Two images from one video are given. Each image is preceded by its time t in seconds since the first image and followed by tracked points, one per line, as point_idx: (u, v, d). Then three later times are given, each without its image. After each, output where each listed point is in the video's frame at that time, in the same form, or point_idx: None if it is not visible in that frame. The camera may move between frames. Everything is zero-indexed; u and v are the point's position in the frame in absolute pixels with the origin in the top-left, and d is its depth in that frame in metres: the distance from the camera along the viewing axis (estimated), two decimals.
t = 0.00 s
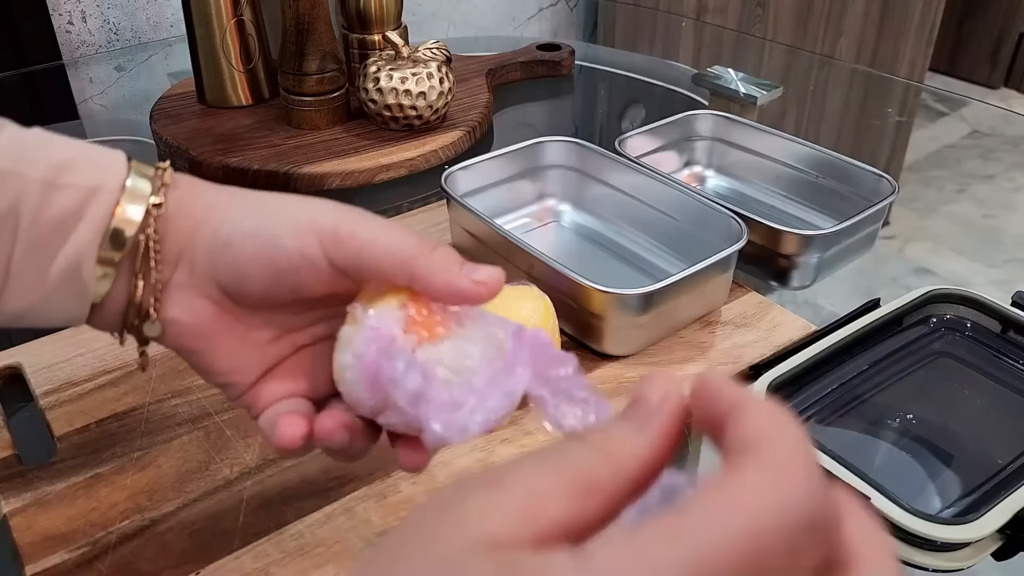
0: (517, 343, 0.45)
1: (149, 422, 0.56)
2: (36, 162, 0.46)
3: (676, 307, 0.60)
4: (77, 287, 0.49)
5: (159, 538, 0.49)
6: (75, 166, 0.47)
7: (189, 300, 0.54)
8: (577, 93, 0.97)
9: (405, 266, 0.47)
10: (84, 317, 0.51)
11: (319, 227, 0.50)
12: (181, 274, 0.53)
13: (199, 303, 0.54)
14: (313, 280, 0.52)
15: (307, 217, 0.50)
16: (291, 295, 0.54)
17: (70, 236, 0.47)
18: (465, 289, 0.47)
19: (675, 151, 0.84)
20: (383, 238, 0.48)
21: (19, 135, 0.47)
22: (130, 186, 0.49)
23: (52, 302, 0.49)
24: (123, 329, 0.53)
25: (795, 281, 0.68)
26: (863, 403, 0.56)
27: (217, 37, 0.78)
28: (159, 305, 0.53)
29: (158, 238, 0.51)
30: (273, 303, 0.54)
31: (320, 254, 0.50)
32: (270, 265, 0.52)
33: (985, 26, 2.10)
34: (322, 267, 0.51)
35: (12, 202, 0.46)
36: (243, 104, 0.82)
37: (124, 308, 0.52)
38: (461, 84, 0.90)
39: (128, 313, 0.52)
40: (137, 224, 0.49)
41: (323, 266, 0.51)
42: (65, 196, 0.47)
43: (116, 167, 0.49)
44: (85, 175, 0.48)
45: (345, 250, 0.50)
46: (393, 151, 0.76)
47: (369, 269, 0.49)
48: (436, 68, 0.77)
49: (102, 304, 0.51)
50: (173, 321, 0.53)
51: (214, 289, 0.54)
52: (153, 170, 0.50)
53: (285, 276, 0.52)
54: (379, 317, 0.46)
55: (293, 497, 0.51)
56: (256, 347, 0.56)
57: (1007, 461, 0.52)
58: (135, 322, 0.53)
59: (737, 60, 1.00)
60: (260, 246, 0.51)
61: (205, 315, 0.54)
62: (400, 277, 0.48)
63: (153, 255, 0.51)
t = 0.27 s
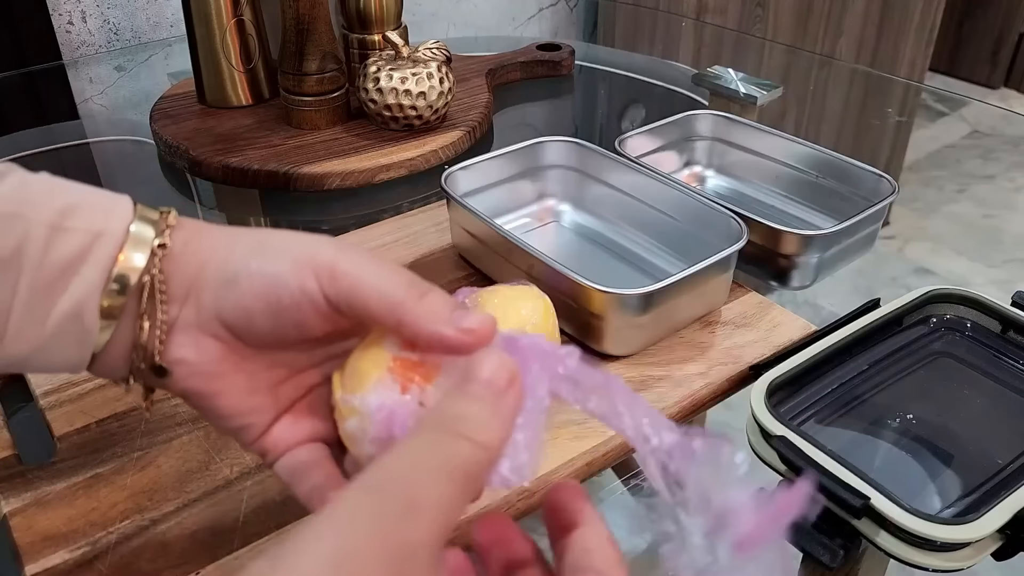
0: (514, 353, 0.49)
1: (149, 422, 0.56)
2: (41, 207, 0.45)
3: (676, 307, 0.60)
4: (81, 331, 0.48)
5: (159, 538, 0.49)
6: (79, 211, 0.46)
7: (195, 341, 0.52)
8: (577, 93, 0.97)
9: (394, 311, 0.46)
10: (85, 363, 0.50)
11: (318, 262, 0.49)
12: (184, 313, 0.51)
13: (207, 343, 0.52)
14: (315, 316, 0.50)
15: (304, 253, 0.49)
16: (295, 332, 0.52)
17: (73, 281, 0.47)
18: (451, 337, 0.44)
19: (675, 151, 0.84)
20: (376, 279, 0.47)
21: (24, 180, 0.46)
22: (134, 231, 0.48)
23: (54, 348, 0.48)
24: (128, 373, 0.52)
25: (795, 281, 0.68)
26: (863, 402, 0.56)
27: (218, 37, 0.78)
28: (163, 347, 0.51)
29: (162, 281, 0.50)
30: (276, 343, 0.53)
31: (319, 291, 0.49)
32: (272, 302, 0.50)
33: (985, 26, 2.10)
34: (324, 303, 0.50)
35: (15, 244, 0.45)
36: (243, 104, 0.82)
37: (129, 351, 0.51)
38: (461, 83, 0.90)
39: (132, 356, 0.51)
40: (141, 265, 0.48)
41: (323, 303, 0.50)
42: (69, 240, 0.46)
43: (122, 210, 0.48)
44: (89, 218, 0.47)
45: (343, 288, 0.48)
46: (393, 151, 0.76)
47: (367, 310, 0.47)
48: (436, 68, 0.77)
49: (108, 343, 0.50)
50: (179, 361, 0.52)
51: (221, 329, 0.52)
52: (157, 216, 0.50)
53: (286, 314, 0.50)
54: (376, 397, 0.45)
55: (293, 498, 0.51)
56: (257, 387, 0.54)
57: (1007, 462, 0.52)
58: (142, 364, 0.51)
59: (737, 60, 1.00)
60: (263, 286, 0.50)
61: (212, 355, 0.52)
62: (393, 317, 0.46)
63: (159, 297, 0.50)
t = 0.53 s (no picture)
0: (511, 363, 0.49)
1: (149, 422, 0.56)
2: (43, 220, 0.45)
3: (676, 307, 0.60)
4: (85, 345, 0.47)
5: (159, 538, 0.49)
6: (82, 223, 0.46)
7: (211, 351, 0.53)
8: (577, 93, 0.97)
9: (419, 302, 0.49)
10: (88, 378, 0.49)
11: (334, 267, 0.51)
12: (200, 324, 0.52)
13: (222, 352, 0.53)
14: (334, 321, 0.53)
15: (319, 259, 0.52)
16: (311, 333, 0.54)
17: (76, 293, 0.46)
18: (479, 315, 0.50)
19: (675, 151, 0.84)
20: (397, 279, 0.50)
21: (27, 193, 0.46)
22: (138, 245, 0.48)
23: (58, 362, 0.47)
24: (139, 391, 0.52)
25: (795, 281, 0.68)
26: (863, 402, 0.56)
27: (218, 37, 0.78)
28: (180, 358, 0.51)
29: (172, 291, 0.50)
30: (292, 346, 0.55)
31: (338, 294, 0.51)
32: (291, 306, 0.52)
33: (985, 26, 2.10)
34: (342, 306, 0.52)
35: (17, 257, 0.45)
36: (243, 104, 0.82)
37: (141, 362, 0.50)
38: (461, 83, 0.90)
39: (143, 369, 0.51)
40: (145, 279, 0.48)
41: (341, 308, 0.52)
42: (71, 252, 0.46)
43: (124, 223, 0.48)
44: (92, 232, 0.46)
45: (363, 291, 0.51)
46: (393, 151, 0.76)
47: (386, 307, 0.50)
48: (436, 68, 0.77)
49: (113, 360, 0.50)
50: (198, 371, 0.52)
51: (234, 335, 0.53)
52: (161, 230, 0.50)
53: (305, 318, 0.52)
54: (388, 367, 0.48)
55: (293, 498, 0.52)
56: (273, 389, 0.55)
57: (1007, 462, 0.52)
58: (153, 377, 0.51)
59: (737, 60, 1.00)
60: (279, 289, 0.51)
61: (229, 363, 0.53)
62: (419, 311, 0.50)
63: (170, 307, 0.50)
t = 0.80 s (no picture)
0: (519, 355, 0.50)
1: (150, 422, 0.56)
2: (42, 242, 0.45)
3: (676, 306, 0.60)
4: (82, 367, 0.47)
5: (159, 538, 0.49)
6: (82, 245, 0.46)
7: (217, 375, 0.53)
8: (577, 93, 0.97)
9: (433, 311, 0.50)
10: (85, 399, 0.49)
11: (341, 289, 0.51)
12: (205, 348, 0.52)
13: (228, 376, 0.54)
14: (342, 343, 0.53)
15: (327, 280, 0.52)
16: (319, 355, 0.54)
17: (75, 316, 0.46)
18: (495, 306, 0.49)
19: (675, 151, 0.84)
20: (406, 294, 0.50)
21: (29, 214, 0.46)
22: (138, 268, 0.48)
23: (55, 386, 0.47)
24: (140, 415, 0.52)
25: (795, 281, 0.68)
26: (863, 403, 0.56)
27: (217, 37, 0.78)
28: (185, 382, 0.52)
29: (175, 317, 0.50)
30: (300, 366, 0.55)
31: (348, 317, 0.51)
32: (300, 329, 0.52)
33: (985, 26, 2.10)
34: (352, 328, 0.52)
35: (16, 279, 0.44)
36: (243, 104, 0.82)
37: (142, 386, 0.51)
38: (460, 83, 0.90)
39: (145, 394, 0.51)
40: (145, 302, 0.48)
41: (350, 327, 0.52)
42: (71, 274, 0.45)
43: (125, 245, 0.48)
44: (92, 255, 0.46)
45: (375, 311, 0.51)
46: (393, 151, 0.76)
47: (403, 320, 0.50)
48: (436, 69, 0.77)
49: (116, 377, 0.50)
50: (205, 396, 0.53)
51: (241, 359, 0.54)
52: (160, 253, 0.50)
53: (314, 341, 0.53)
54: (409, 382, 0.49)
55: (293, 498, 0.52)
56: (279, 409, 0.56)
57: (1007, 462, 0.52)
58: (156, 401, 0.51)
59: (737, 60, 1.00)
60: (287, 313, 0.52)
61: (234, 386, 0.54)
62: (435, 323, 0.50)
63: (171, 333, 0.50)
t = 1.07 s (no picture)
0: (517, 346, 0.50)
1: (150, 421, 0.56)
2: None
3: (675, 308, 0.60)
4: (38, 371, 0.44)
5: (159, 539, 0.49)
6: (36, 239, 0.43)
7: (207, 378, 0.51)
8: (576, 93, 0.97)
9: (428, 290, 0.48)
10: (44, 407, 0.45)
11: (338, 279, 0.48)
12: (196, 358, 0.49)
13: (216, 373, 0.51)
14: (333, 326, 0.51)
15: (320, 271, 0.48)
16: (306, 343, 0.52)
17: (28, 314, 0.43)
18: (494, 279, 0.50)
19: (675, 151, 0.84)
20: (400, 270, 0.48)
21: None
22: (101, 262, 0.45)
23: (9, 390, 0.44)
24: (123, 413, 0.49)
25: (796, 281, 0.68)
26: (863, 403, 0.57)
27: (217, 37, 0.78)
28: (168, 387, 0.49)
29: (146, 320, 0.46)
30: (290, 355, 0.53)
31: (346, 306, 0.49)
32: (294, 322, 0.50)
33: (985, 26, 2.10)
34: (346, 315, 0.50)
35: None
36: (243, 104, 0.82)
37: (121, 395, 0.48)
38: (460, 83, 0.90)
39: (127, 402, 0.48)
40: (109, 298, 0.45)
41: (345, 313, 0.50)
42: (22, 269, 0.42)
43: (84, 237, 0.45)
44: (46, 250, 0.43)
45: (371, 295, 0.49)
46: (393, 151, 0.76)
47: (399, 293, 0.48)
48: (436, 69, 0.77)
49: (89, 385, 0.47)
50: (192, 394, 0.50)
51: (228, 356, 0.51)
52: (127, 247, 0.46)
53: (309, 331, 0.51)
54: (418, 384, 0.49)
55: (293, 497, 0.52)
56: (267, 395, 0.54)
57: (1007, 462, 0.52)
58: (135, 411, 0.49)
59: (737, 60, 1.00)
60: (283, 312, 0.49)
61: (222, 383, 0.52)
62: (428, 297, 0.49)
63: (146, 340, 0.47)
